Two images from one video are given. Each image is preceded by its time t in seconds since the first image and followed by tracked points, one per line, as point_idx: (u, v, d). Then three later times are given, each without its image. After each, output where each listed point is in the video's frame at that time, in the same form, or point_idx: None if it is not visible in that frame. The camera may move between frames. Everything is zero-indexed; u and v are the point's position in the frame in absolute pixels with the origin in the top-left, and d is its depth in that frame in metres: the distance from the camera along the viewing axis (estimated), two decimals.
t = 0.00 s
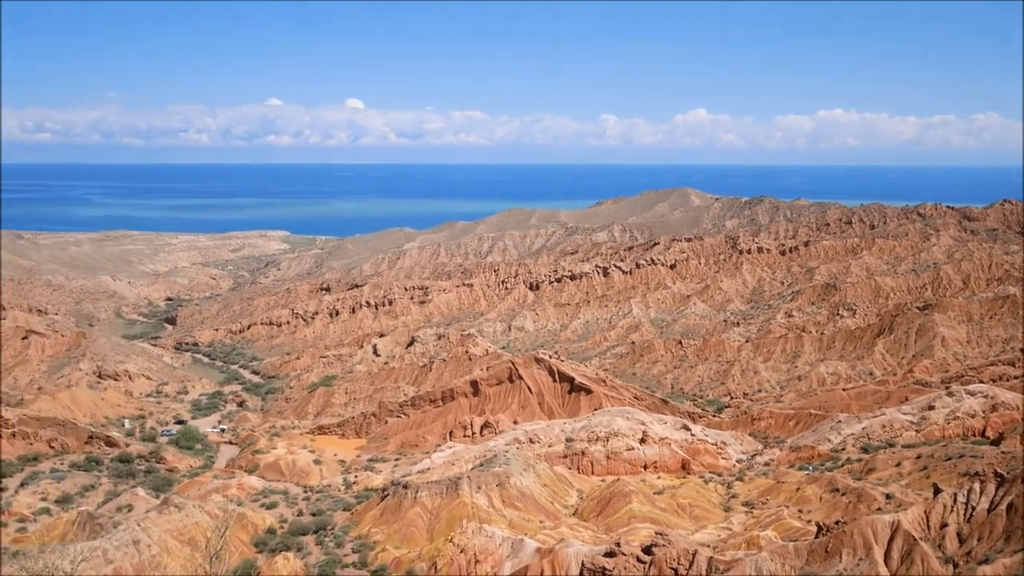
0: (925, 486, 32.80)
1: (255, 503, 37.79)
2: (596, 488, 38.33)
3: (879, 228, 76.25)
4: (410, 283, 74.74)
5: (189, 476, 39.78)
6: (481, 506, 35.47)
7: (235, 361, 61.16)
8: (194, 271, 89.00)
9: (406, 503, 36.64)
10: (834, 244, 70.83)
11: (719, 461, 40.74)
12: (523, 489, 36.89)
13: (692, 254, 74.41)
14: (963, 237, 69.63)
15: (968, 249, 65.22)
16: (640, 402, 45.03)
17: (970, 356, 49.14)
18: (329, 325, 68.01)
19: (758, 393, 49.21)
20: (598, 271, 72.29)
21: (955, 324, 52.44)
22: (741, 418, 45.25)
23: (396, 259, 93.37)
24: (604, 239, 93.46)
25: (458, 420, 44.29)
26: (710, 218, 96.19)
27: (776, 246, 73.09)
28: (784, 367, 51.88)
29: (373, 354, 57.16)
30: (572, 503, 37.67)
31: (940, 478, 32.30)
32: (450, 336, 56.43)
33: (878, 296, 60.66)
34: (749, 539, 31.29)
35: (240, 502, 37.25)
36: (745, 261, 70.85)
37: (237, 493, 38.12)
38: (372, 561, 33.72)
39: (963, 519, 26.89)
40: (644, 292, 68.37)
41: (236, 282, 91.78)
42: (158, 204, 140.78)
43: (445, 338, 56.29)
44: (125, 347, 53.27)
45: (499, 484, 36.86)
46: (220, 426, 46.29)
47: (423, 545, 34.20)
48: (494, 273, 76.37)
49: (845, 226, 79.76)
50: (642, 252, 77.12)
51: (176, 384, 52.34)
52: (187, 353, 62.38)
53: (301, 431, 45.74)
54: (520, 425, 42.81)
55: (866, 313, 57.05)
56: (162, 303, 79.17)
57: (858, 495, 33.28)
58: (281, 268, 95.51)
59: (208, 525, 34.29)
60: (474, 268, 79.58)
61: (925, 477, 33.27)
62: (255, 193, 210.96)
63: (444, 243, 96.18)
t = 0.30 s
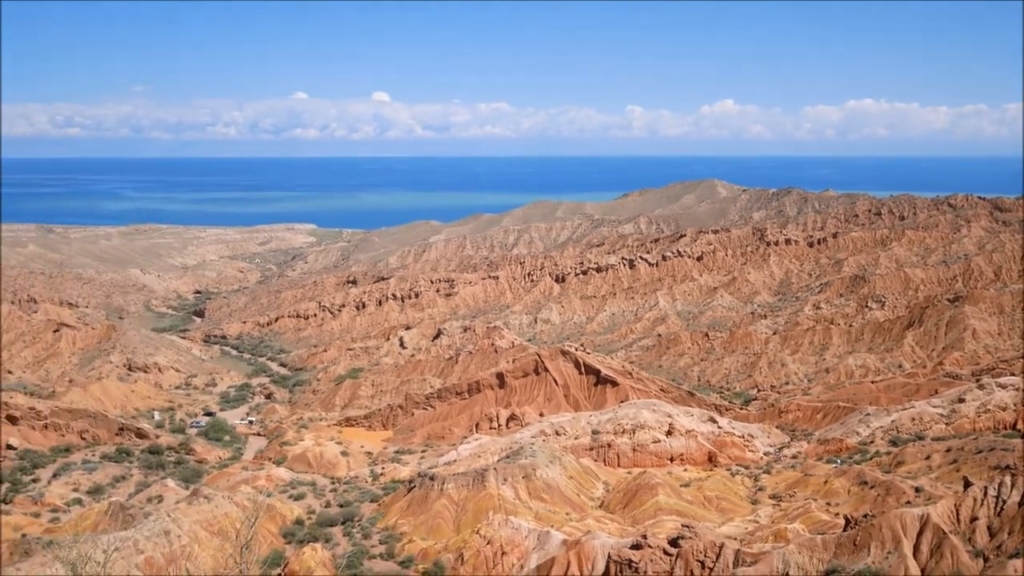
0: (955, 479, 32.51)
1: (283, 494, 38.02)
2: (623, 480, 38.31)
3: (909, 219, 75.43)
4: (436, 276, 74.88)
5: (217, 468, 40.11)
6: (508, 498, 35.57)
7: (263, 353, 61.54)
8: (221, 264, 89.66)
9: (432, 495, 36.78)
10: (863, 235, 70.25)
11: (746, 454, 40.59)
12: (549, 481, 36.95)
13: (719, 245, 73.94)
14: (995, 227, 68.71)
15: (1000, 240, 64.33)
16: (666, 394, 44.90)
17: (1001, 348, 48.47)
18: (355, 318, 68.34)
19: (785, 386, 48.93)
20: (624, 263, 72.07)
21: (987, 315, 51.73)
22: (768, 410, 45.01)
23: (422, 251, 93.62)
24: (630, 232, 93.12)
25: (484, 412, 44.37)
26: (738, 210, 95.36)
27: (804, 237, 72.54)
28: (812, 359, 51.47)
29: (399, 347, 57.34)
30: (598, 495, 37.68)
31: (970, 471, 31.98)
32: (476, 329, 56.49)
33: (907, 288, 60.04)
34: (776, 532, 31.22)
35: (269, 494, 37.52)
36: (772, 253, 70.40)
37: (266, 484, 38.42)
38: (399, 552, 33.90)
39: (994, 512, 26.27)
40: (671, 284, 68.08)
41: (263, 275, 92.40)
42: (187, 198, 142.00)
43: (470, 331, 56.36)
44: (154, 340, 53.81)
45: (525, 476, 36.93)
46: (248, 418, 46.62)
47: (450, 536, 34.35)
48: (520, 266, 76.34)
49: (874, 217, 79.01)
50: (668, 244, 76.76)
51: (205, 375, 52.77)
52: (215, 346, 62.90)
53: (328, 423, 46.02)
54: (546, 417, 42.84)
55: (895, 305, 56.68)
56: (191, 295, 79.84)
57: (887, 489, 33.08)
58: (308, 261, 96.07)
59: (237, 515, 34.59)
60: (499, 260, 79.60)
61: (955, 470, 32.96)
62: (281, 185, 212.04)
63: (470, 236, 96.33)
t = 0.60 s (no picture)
0: (971, 466, 32.42)
1: (301, 485, 38.20)
2: (639, 469, 38.39)
3: (926, 205, 75.11)
4: (452, 266, 74.96)
5: (236, 458, 40.27)
6: (525, 487, 35.72)
7: (280, 344, 61.76)
8: (238, 257, 89.10)
9: (449, 485, 36.89)
10: (880, 222, 69.92)
11: (763, 442, 40.62)
12: (566, 470, 37.05)
13: (734, 234, 73.72)
14: (1013, 213, 68.28)
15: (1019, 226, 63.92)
16: (683, 382, 44.90)
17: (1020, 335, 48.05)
18: (371, 309, 68.50)
19: (803, 373, 48.87)
20: (640, 252, 72.06)
21: (1005, 301, 51.17)
22: (785, 398, 44.96)
23: (436, 242, 93.25)
24: (647, 220, 92.99)
25: (500, 402, 44.47)
26: (754, 198, 94.44)
27: (821, 225, 72.32)
28: (830, 346, 51.35)
29: (416, 337, 57.46)
30: (615, 483, 37.76)
31: (988, 458, 31.88)
32: (491, 319, 56.56)
33: (925, 275, 59.77)
34: (793, 520, 31.23)
35: (287, 484, 37.68)
36: (788, 240, 70.29)
37: (284, 475, 38.60)
38: (417, 541, 34.05)
39: (1012, 499, 25.32)
40: (687, 272, 67.96)
41: (279, 267, 92.64)
42: (202, 190, 142.54)
43: (486, 321, 56.46)
44: (172, 332, 54.03)
45: (542, 465, 37.05)
46: (266, 409, 46.81)
47: (467, 526, 34.50)
48: (535, 255, 76.33)
49: (891, 204, 78.69)
50: (683, 232, 76.56)
51: (221, 367, 53.00)
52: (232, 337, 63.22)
53: (344, 413, 46.18)
54: (562, 406, 42.91)
55: (912, 292, 56.52)
56: (207, 287, 80.12)
57: (904, 476, 33.07)
58: (324, 252, 96.32)
59: (255, 506, 34.83)
60: (515, 249, 79.62)
61: (972, 457, 32.91)
62: (295, 175, 212.19)
63: (485, 226, 96.06)
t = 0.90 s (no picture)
0: None
1: (285, 494, 34.20)
2: (660, 475, 34.55)
3: (978, 183, 70.50)
4: (453, 252, 71.02)
5: (213, 465, 36.17)
6: (533, 496, 31.83)
7: (262, 339, 57.66)
8: (215, 241, 86.13)
9: (449, 493, 32.93)
10: (927, 202, 64.96)
11: (797, 445, 36.83)
12: (579, 476, 33.17)
13: (765, 215, 69.85)
14: None
15: None
16: (708, 380, 41.06)
17: None
18: (363, 299, 64.53)
19: (841, 369, 45.12)
20: (661, 235, 68.53)
21: None
22: (821, 397, 41.17)
23: (437, 224, 90.35)
24: (668, 200, 89.33)
25: (506, 402, 40.55)
26: (788, 175, 89.76)
27: (860, 204, 68.29)
28: (871, 339, 47.46)
29: (413, 330, 53.53)
30: (633, 491, 33.88)
31: None
32: (496, 310, 52.46)
33: (975, 261, 55.16)
34: (829, 531, 27.37)
35: (269, 493, 33.64)
36: (825, 222, 66.48)
37: (266, 483, 34.59)
38: (415, 556, 30.06)
39: None
40: (713, 258, 64.11)
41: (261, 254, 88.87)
42: (197, 172, 138.52)
43: (491, 312, 52.40)
44: (142, 326, 49.93)
45: (552, 471, 33.16)
46: (246, 411, 42.73)
47: (469, 539, 30.71)
48: (546, 239, 72.59)
49: (939, 181, 74.13)
50: (709, 213, 72.77)
51: (197, 363, 48.87)
52: (208, 330, 59.00)
53: (333, 415, 42.14)
54: (575, 407, 39.02)
55: (962, 280, 52.20)
56: (182, 275, 76.52)
57: (952, 480, 29.33)
58: (310, 236, 92.49)
59: (237, 517, 30.50)
60: (523, 233, 75.43)
61: None
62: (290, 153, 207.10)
63: (490, 207, 92.45)
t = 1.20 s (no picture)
0: None
1: (220, 487, 29.74)
2: (645, 459, 30.58)
3: (1000, 129, 68.17)
4: (410, 210, 66.28)
5: (138, 456, 31.49)
6: (503, 485, 27.76)
7: (192, 312, 52.69)
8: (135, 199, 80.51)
9: (409, 483, 28.63)
10: (942, 151, 61.73)
11: (797, 424, 33.07)
12: (555, 462, 29.07)
13: (763, 166, 66.17)
14: None
15: None
16: (698, 353, 37.11)
17: None
18: (307, 265, 60.13)
19: (846, 339, 41.53)
20: (646, 189, 64.74)
21: None
22: (822, 371, 37.41)
23: (390, 178, 84.44)
24: (653, 150, 85.85)
25: (472, 379, 36.31)
26: (788, 120, 86.80)
27: (869, 153, 64.85)
28: (879, 307, 43.97)
29: (365, 300, 49.11)
30: (615, 478, 29.87)
31: None
32: (459, 276, 47.82)
33: (995, 219, 51.27)
34: (833, 517, 23.18)
35: (203, 486, 29.17)
36: (829, 174, 63.05)
37: (200, 476, 30.07)
38: (370, 553, 25.80)
39: None
40: (704, 216, 60.26)
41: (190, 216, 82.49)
42: (154, 121, 132.30)
43: (453, 279, 47.93)
44: (52, 298, 44.83)
45: (524, 457, 29.05)
46: (175, 394, 38.07)
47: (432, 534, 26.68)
48: (514, 194, 67.94)
49: (957, 128, 71.24)
50: (700, 164, 68.84)
51: (117, 341, 44.01)
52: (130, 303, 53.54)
53: (275, 397, 37.62)
54: (549, 384, 34.90)
55: (980, 237, 48.96)
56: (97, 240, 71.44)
57: (967, 462, 25.66)
58: (247, 193, 87.29)
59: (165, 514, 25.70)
60: (488, 188, 70.18)
61: None
62: (238, 99, 198.34)
63: (451, 158, 87.79)
